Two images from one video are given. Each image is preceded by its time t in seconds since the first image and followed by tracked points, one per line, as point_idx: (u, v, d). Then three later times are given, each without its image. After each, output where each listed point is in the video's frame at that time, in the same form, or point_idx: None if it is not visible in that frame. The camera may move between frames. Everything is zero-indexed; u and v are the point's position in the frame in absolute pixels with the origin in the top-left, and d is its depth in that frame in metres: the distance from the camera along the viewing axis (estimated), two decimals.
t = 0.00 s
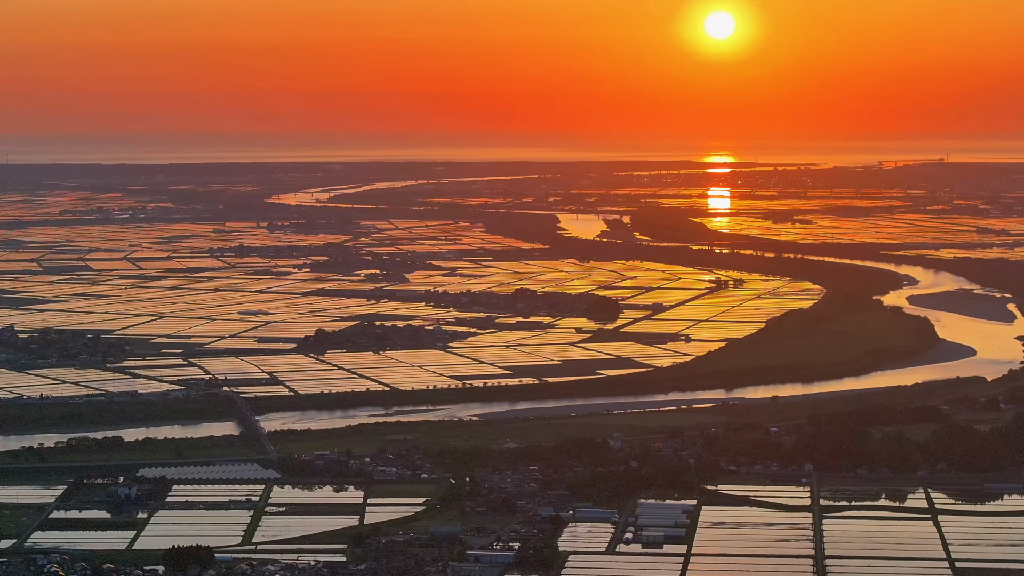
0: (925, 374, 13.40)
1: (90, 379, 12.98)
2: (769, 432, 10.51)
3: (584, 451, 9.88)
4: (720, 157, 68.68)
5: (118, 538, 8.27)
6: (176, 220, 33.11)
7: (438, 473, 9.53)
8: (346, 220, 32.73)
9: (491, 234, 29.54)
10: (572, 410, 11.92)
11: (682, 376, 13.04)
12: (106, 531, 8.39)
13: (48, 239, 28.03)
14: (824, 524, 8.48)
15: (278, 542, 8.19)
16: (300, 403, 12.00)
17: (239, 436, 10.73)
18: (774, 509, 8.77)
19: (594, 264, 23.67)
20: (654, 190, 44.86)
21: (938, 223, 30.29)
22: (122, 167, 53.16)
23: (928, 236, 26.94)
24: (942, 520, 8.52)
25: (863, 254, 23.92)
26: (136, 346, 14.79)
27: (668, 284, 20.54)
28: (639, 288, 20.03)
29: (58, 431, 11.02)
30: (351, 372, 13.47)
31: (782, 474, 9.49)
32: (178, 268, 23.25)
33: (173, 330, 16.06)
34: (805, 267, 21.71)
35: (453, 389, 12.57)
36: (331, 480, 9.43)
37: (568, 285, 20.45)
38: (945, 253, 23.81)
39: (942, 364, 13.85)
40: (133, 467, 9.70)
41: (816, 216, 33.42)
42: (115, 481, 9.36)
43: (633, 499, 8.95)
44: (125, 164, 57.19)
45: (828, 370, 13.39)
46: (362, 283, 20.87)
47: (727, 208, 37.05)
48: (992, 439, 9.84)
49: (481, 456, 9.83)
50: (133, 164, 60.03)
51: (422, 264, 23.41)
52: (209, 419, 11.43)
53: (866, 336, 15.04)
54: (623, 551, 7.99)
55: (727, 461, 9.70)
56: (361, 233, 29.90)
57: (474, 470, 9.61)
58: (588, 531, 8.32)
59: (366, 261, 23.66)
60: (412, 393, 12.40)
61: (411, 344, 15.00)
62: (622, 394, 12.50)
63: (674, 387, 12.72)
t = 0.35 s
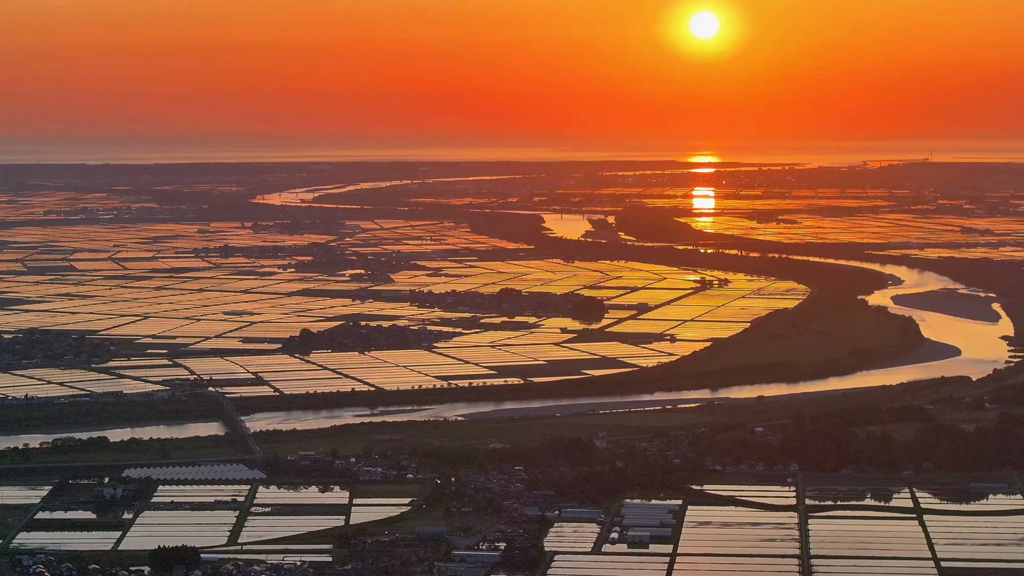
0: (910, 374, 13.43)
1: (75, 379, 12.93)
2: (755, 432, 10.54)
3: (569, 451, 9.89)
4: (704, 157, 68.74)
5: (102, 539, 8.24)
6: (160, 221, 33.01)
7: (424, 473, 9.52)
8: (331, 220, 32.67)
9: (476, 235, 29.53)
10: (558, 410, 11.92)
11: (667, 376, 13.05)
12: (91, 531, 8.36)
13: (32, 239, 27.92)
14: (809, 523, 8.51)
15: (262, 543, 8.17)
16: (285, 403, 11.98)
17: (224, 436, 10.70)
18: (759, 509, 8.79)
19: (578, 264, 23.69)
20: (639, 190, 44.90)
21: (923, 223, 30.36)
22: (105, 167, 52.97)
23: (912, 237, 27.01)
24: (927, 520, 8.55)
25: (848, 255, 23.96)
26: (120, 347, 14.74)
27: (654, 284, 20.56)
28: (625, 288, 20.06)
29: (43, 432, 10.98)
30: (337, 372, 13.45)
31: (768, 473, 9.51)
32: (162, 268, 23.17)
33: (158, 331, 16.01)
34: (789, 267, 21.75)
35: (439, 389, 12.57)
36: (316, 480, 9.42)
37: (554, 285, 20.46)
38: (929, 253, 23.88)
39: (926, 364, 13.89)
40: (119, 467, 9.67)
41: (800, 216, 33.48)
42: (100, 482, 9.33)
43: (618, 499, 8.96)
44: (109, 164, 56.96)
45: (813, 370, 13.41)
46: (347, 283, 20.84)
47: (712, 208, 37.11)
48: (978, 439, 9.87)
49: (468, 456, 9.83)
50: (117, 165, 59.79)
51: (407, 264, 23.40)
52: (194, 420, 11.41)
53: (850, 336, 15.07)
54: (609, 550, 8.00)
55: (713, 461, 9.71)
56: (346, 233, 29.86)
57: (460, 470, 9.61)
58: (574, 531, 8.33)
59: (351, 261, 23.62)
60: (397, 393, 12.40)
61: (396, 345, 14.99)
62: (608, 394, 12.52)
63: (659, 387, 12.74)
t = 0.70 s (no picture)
0: (896, 374, 13.46)
1: (60, 380, 12.89)
2: (741, 432, 10.55)
3: (555, 451, 9.89)
4: (689, 157, 68.83)
5: (87, 539, 8.21)
6: (145, 221, 32.93)
7: (410, 474, 9.52)
8: (316, 220, 32.63)
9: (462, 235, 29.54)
10: (543, 410, 11.93)
11: (652, 376, 13.06)
12: (78, 532, 8.34)
13: (16, 240, 27.84)
14: (795, 523, 8.53)
15: (248, 543, 8.15)
16: (270, 404, 11.96)
17: (210, 437, 10.68)
18: (746, 509, 8.80)
19: (564, 264, 23.71)
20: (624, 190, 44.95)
21: (907, 223, 30.46)
22: (90, 167, 52.84)
23: (897, 237, 27.08)
24: (913, 520, 8.57)
25: (833, 255, 24.02)
26: (106, 347, 14.70)
27: (639, 284, 20.58)
28: (610, 288, 20.08)
29: (28, 432, 10.94)
30: (322, 372, 13.44)
31: (754, 473, 9.52)
32: (147, 269, 23.12)
33: (143, 331, 15.98)
34: (775, 267, 21.79)
35: (424, 389, 12.56)
36: (302, 480, 9.41)
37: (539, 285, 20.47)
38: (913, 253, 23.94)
39: (911, 364, 13.92)
40: (104, 468, 9.64)
41: (785, 216, 33.55)
42: (85, 482, 9.31)
43: (604, 499, 8.96)
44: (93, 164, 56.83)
45: (799, 370, 13.44)
46: (332, 283, 20.82)
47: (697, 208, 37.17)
48: (964, 439, 9.89)
49: (454, 456, 9.83)
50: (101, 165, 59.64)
51: (393, 264, 23.39)
52: (180, 420, 11.38)
53: (836, 336, 15.10)
54: (595, 551, 8.00)
55: (698, 461, 9.72)
56: (331, 233, 29.84)
57: (446, 470, 9.60)
58: (560, 531, 8.33)
59: (336, 261, 23.60)
60: (383, 393, 12.39)
61: (382, 344, 14.98)
62: (593, 394, 12.53)
63: (645, 388, 12.75)
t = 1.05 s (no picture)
0: (880, 374, 13.48)
1: (44, 380, 12.85)
2: (726, 431, 10.57)
3: (540, 451, 9.89)
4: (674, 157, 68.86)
5: (72, 540, 8.19)
6: (129, 221, 32.85)
7: (395, 474, 9.51)
8: (300, 220, 32.57)
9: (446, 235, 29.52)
10: (529, 410, 11.93)
11: (637, 376, 13.08)
12: (63, 533, 8.31)
13: None
14: (780, 522, 8.55)
15: (233, 543, 8.14)
16: (255, 404, 11.93)
17: (195, 437, 10.66)
18: (730, 508, 8.82)
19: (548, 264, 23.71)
20: (609, 191, 44.94)
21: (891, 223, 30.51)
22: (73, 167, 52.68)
23: (881, 237, 27.11)
24: (898, 519, 8.60)
25: (817, 254, 24.05)
26: (90, 348, 14.65)
27: (624, 284, 20.59)
28: (595, 288, 20.09)
29: (13, 433, 10.90)
30: (307, 372, 13.41)
31: (739, 473, 9.54)
32: (132, 269, 23.06)
33: (127, 331, 15.95)
34: (759, 267, 21.82)
35: (409, 389, 12.55)
36: (286, 480, 9.40)
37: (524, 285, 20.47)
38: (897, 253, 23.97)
39: (896, 364, 13.95)
40: (89, 468, 9.62)
41: (770, 216, 33.58)
42: (70, 483, 9.28)
43: (590, 499, 8.97)
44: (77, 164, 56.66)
45: (783, 370, 13.46)
46: (317, 283, 20.79)
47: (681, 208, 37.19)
48: (948, 439, 9.92)
49: (439, 456, 9.82)
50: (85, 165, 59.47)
51: (377, 264, 23.36)
52: (164, 420, 11.35)
53: (820, 336, 15.12)
54: (580, 551, 8.01)
55: (683, 461, 9.73)
56: (316, 233, 29.79)
57: (431, 470, 9.60)
58: (545, 531, 8.33)
59: (321, 261, 23.56)
60: (368, 393, 12.38)
61: (367, 344, 14.97)
62: (578, 394, 12.54)
63: (630, 387, 12.76)
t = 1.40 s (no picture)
0: (865, 374, 13.51)
1: (28, 381, 12.80)
2: (711, 431, 10.59)
3: (526, 451, 9.89)
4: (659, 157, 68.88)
5: (57, 540, 8.17)
6: (114, 221, 32.76)
7: (381, 474, 9.50)
8: (285, 220, 32.51)
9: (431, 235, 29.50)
10: (514, 410, 11.93)
11: (622, 376, 13.09)
12: (48, 533, 8.28)
13: None
14: (765, 522, 8.57)
15: (218, 543, 8.13)
16: (240, 404, 11.91)
17: (180, 437, 10.64)
18: (715, 508, 8.83)
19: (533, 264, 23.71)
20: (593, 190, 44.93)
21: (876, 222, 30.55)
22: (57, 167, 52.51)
23: (865, 237, 27.15)
24: (883, 519, 8.62)
25: (802, 254, 24.08)
26: (75, 348, 14.61)
27: (609, 284, 20.60)
28: (580, 288, 20.11)
29: None
30: (292, 373, 13.39)
31: (724, 472, 9.56)
32: (116, 269, 23.00)
33: (112, 331, 15.92)
34: (744, 267, 21.84)
35: (395, 389, 12.55)
36: (271, 480, 9.38)
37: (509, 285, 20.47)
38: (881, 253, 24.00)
39: (881, 364, 13.97)
40: (74, 468, 9.59)
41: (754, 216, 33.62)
42: (55, 483, 9.25)
43: (575, 499, 8.97)
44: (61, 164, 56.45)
45: (768, 370, 13.49)
46: (302, 283, 20.76)
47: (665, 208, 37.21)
48: (933, 439, 9.95)
49: (425, 456, 9.81)
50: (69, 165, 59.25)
51: (362, 264, 23.33)
52: (149, 420, 11.32)
53: (805, 336, 15.15)
54: (566, 550, 8.02)
55: (669, 460, 9.74)
56: (301, 233, 29.74)
57: (417, 470, 9.59)
58: (531, 531, 8.34)
59: (306, 262, 23.52)
60: (353, 393, 12.37)
61: (352, 345, 14.95)
62: (564, 394, 12.55)
63: (615, 387, 12.78)
